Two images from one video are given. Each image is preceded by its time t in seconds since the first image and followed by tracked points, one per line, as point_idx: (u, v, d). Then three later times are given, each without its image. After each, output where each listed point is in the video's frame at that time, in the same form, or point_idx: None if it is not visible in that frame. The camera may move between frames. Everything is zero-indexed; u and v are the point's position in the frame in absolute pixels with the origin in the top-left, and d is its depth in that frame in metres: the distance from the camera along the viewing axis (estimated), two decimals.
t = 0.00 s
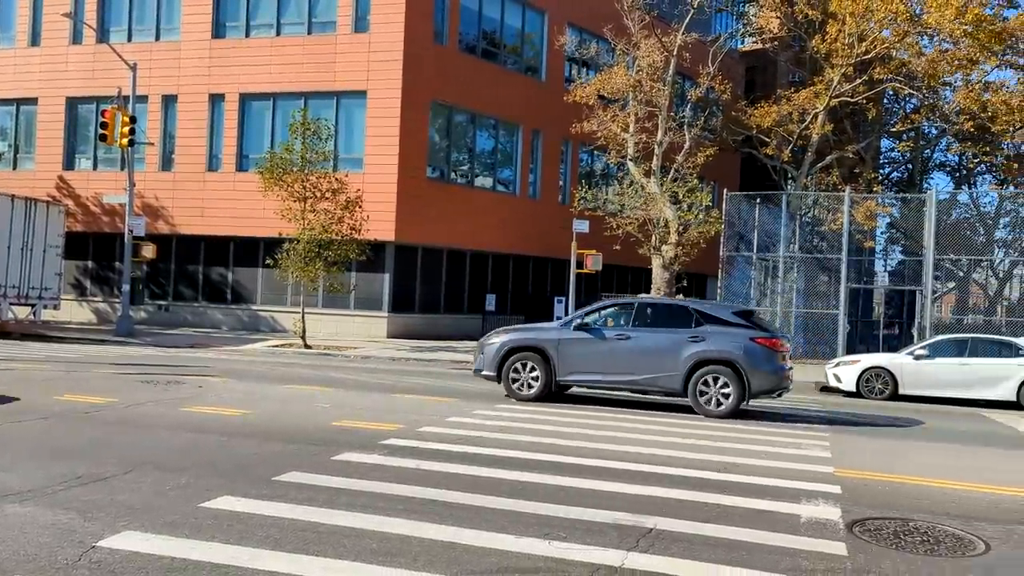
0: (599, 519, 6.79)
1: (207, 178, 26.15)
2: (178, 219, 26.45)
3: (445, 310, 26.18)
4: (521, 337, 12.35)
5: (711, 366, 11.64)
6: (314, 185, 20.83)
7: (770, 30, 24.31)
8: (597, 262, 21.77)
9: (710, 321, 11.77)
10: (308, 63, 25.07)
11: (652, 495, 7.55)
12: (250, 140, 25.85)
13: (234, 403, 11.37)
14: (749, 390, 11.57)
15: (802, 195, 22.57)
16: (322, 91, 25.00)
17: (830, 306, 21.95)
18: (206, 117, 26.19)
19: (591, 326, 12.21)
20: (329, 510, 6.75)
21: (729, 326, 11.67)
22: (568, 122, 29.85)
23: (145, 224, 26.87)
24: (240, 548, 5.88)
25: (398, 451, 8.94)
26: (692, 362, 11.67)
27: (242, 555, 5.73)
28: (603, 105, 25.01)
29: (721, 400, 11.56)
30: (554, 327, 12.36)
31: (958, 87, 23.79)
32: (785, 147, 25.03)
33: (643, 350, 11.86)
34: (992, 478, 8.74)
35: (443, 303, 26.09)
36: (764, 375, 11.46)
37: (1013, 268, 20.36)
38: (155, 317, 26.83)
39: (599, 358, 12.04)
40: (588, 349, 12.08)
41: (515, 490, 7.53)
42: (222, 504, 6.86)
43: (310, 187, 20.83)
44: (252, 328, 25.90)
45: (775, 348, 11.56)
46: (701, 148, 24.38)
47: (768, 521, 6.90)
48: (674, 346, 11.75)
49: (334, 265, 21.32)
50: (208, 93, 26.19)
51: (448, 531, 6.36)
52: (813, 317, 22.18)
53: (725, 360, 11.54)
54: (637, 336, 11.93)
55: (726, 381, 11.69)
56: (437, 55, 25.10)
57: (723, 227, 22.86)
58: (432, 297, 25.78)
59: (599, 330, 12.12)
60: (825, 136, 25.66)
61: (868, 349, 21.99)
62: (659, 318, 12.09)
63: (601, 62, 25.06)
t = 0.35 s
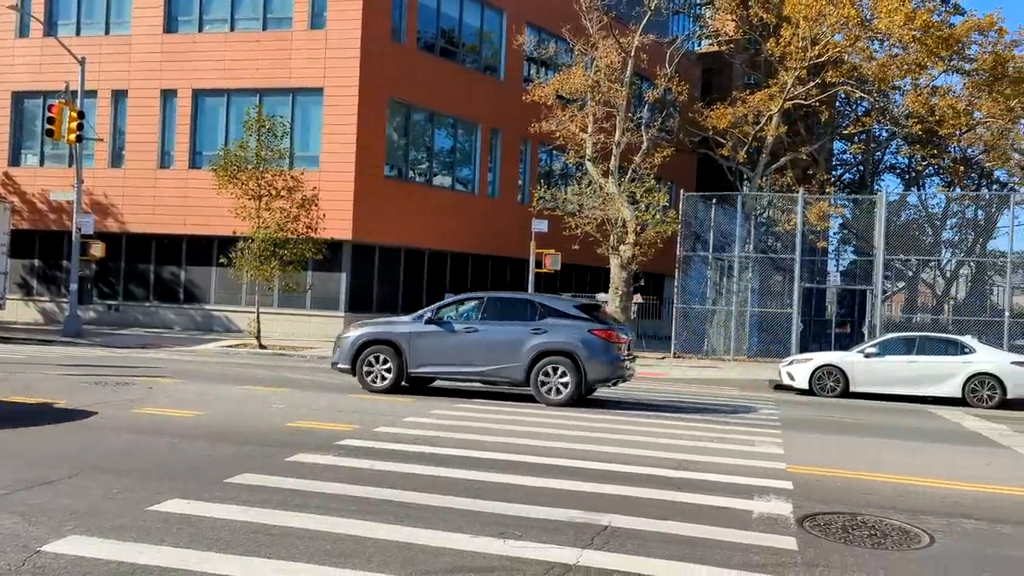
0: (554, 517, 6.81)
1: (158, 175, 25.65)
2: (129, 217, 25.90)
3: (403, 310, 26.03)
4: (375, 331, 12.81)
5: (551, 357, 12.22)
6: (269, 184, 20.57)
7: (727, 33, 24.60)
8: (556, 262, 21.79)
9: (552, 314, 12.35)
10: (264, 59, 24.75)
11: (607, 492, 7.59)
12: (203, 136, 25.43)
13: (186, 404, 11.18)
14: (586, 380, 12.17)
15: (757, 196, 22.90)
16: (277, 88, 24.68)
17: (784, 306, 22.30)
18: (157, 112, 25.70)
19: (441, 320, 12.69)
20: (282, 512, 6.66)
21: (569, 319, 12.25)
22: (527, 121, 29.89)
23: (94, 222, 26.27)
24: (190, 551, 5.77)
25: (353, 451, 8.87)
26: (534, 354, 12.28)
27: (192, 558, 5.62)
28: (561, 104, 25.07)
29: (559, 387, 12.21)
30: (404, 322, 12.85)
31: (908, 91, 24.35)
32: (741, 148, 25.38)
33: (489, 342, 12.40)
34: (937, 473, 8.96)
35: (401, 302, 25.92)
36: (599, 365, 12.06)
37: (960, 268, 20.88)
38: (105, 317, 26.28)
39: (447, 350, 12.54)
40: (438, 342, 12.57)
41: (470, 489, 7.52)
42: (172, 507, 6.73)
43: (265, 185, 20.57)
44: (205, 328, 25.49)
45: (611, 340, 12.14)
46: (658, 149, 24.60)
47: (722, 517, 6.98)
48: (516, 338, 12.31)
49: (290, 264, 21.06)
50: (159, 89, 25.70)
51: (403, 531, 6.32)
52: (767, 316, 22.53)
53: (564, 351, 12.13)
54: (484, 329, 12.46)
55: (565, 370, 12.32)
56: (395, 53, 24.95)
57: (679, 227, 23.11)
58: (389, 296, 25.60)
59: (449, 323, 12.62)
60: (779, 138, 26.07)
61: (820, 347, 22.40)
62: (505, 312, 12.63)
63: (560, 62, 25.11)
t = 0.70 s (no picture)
0: (504, 516, 6.80)
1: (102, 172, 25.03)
2: (71, 215, 25.22)
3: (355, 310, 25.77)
4: (216, 325, 13.12)
5: (385, 349, 12.66)
6: (219, 181, 20.23)
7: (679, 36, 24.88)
8: (510, 261, 21.76)
9: (388, 307, 12.79)
10: (212, 55, 24.31)
11: (557, 491, 7.61)
12: (149, 132, 24.85)
13: (129, 406, 10.92)
14: (419, 371, 12.65)
15: (708, 197, 23.19)
16: (226, 84, 24.27)
17: (735, 305, 22.61)
18: (101, 108, 25.07)
19: (281, 314, 13.06)
20: (227, 515, 6.54)
21: (404, 311, 12.71)
22: (480, 120, 29.84)
23: (35, 220, 25.53)
24: (131, 556, 5.63)
25: (301, 452, 8.75)
26: (368, 347, 12.71)
27: (132, 563, 5.48)
28: (516, 104, 25.07)
29: (393, 378, 12.68)
30: (244, 317, 13.18)
31: (854, 95, 24.92)
32: (692, 150, 25.70)
33: (327, 335, 12.77)
34: (879, 467, 9.17)
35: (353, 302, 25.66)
36: (432, 356, 12.55)
37: (903, 268, 21.45)
38: (46, 317, 25.57)
39: (285, 344, 12.91)
40: (276, 336, 12.94)
41: (421, 489, 7.47)
42: (114, 511, 6.55)
43: (213, 183, 20.22)
44: (151, 328, 24.94)
45: (444, 332, 12.64)
46: (611, 149, 24.78)
47: (670, 514, 7.05)
48: (352, 331, 12.72)
49: (239, 263, 20.72)
50: (103, 83, 25.07)
51: (352, 532, 6.26)
52: (718, 315, 22.84)
53: (397, 343, 12.58)
54: (322, 323, 12.84)
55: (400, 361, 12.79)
56: (347, 50, 24.71)
57: (632, 227, 23.33)
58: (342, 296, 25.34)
59: (287, 317, 12.99)
60: (729, 139, 26.45)
61: (770, 346, 22.80)
62: (345, 306, 13.02)
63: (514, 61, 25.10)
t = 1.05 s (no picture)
0: (452, 516, 6.77)
1: (39, 168, 24.29)
2: (7, 213, 24.43)
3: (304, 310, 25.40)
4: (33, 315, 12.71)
5: (211, 342, 12.55)
6: (161, 179, 19.84)
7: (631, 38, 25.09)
8: (462, 260, 21.67)
9: (214, 301, 12.72)
10: (155, 49, 23.77)
11: (506, 490, 7.60)
12: (89, 128, 24.18)
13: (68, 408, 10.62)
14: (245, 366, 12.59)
15: (658, 198, 23.43)
16: (169, 78, 23.75)
17: (684, 305, 22.87)
18: (38, 101, 24.33)
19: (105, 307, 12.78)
20: (168, 520, 6.38)
21: (230, 306, 12.66)
22: (431, 119, 29.71)
23: None
24: (66, 562, 5.46)
25: (246, 455, 8.58)
26: (194, 340, 12.58)
27: (67, 570, 5.31)
28: (467, 103, 25.00)
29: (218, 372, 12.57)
30: (68, 309, 12.86)
31: (800, 99, 25.43)
32: (643, 151, 25.93)
33: (152, 328, 12.61)
34: (822, 463, 9.36)
35: (301, 302, 25.28)
36: (257, 351, 12.52)
37: (847, 268, 21.97)
38: None
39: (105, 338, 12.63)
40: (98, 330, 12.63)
41: (368, 491, 7.39)
42: (49, 517, 6.35)
43: (156, 179, 19.78)
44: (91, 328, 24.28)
45: (270, 327, 12.64)
46: (563, 149, 24.88)
47: (617, 512, 7.09)
48: (177, 325, 12.59)
49: (183, 262, 20.28)
50: (41, 76, 24.35)
51: (297, 535, 6.16)
52: (667, 314, 23.10)
53: (223, 337, 12.50)
54: (148, 316, 12.66)
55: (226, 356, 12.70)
56: (295, 46, 24.39)
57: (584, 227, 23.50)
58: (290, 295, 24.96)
59: (111, 310, 12.73)
60: (679, 141, 26.76)
61: (719, 345, 23.12)
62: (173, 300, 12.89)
63: (466, 61, 25.05)
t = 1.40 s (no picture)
0: (398, 518, 6.70)
1: None
2: None
3: (250, 309, 24.96)
4: None
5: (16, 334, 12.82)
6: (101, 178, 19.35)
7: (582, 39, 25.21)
8: (411, 259, 21.54)
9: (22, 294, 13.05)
10: (94, 42, 23.14)
11: (453, 490, 7.57)
12: (24, 122, 23.43)
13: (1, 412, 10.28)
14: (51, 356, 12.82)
15: (608, 198, 23.61)
16: (109, 72, 23.15)
17: (634, 305, 23.05)
18: None
19: None
20: (105, 525, 6.20)
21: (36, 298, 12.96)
22: (381, 117, 29.48)
23: None
24: None
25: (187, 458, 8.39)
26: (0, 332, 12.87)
27: None
28: (417, 101, 24.86)
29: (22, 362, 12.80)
30: None
31: (746, 102, 25.85)
32: (594, 151, 26.07)
33: None
34: (765, 459, 9.52)
35: (247, 302, 24.85)
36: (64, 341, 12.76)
37: (791, 268, 22.39)
38: None
39: None
40: None
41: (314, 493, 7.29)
42: None
43: (95, 176, 19.27)
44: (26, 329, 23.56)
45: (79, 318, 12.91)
46: (513, 148, 24.91)
47: (564, 511, 7.11)
48: None
49: (123, 261, 19.78)
50: None
51: (239, 539, 6.04)
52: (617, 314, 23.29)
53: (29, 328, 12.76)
54: None
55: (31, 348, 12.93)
56: (241, 42, 23.98)
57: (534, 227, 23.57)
58: (236, 295, 24.51)
59: None
60: (628, 142, 26.98)
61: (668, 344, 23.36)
62: None
63: (416, 59, 24.91)
